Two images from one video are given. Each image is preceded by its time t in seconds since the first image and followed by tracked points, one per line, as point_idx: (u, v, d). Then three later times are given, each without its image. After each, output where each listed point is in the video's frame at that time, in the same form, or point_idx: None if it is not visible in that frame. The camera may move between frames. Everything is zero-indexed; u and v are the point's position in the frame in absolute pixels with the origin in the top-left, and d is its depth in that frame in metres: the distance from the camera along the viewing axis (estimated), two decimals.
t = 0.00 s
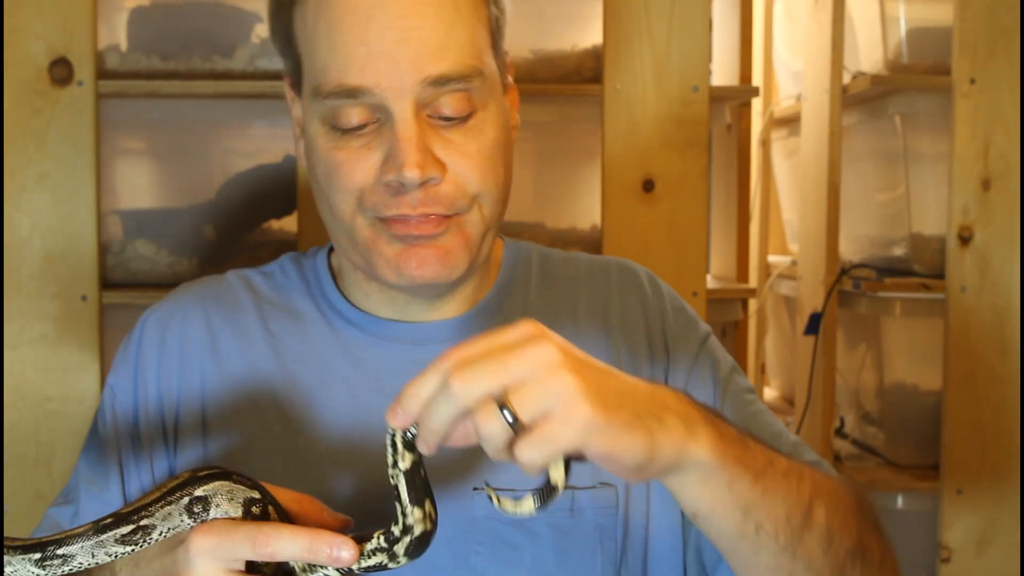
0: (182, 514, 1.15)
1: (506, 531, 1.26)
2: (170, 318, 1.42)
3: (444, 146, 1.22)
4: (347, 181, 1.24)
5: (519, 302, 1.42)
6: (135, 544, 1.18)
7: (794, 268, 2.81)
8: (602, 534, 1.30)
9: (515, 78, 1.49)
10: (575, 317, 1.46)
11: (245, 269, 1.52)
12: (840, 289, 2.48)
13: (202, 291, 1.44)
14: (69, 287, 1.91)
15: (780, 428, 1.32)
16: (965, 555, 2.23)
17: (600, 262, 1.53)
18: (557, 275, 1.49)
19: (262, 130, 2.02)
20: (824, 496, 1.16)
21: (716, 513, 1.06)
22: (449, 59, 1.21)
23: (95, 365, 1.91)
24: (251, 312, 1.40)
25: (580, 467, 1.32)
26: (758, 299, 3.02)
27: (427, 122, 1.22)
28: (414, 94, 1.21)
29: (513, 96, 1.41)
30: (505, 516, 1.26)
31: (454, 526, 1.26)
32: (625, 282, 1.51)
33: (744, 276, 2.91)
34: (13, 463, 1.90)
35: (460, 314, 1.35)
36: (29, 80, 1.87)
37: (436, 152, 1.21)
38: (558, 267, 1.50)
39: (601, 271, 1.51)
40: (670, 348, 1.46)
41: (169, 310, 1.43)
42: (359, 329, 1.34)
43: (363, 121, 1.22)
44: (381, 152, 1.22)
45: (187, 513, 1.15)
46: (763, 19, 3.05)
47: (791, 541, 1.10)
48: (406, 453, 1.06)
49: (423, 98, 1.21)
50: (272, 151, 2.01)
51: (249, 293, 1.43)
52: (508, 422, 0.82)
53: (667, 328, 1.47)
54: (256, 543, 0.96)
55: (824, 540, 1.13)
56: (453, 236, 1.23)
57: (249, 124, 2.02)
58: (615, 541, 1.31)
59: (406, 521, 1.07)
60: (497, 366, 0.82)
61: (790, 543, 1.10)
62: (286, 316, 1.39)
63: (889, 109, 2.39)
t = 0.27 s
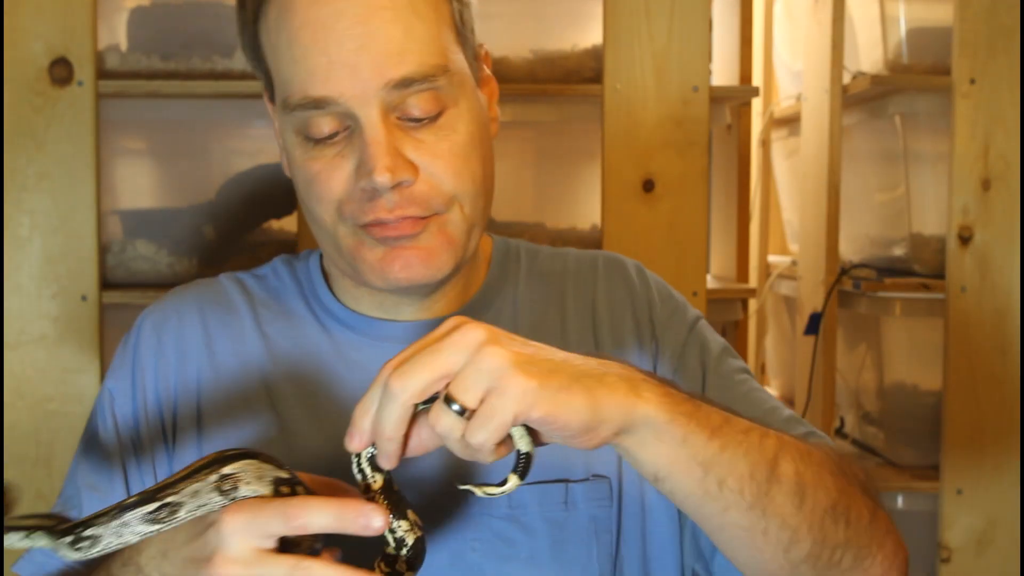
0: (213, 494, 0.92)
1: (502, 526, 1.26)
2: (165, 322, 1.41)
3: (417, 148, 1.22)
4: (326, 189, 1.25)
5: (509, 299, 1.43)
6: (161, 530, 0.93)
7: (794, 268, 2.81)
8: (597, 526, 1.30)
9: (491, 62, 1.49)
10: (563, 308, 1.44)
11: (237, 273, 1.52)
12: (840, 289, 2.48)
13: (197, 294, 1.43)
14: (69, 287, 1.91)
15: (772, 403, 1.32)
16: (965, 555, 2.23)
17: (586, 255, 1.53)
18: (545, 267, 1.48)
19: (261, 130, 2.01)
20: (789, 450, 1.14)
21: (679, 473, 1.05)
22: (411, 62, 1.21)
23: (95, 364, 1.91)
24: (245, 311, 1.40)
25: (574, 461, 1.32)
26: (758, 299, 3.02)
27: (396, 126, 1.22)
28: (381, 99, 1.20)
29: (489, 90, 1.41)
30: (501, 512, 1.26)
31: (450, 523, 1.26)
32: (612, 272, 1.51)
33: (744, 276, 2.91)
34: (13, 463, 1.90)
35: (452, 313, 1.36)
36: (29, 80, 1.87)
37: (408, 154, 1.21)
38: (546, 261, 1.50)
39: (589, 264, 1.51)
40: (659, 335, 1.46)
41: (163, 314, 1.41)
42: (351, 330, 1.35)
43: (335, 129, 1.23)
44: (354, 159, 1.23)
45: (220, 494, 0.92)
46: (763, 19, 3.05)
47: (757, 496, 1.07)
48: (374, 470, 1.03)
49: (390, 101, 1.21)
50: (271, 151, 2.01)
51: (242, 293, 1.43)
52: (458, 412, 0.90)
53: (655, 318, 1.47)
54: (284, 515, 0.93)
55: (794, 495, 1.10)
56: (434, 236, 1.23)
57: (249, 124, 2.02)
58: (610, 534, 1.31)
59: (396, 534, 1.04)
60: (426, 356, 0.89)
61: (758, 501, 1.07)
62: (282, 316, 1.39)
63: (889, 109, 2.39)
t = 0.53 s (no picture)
0: (244, 486, 1.07)
1: (495, 520, 1.26)
2: (163, 322, 1.40)
3: (399, 146, 1.22)
4: (312, 193, 1.25)
5: (501, 295, 1.43)
6: (194, 516, 1.11)
7: (794, 268, 2.81)
8: (590, 520, 1.30)
9: (477, 60, 1.48)
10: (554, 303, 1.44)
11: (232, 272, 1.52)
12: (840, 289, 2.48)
13: (193, 294, 1.43)
14: (69, 287, 1.91)
15: (760, 392, 1.31)
16: (965, 555, 2.23)
17: (576, 251, 1.53)
18: (535, 263, 1.49)
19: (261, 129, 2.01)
20: (767, 439, 1.13)
21: (655, 465, 1.05)
22: (389, 57, 1.21)
23: (95, 364, 1.91)
24: (239, 308, 1.40)
25: (566, 457, 1.32)
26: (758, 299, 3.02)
27: (378, 123, 1.22)
28: (361, 97, 1.21)
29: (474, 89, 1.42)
30: (494, 507, 1.27)
31: (443, 519, 1.26)
32: (601, 267, 1.51)
33: (743, 276, 2.91)
34: (13, 463, 1.90)
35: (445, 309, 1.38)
36: (29, 80, 1.87)
37: (389, 152, 1.21)
38: (536, 256, 1.50)
39: (578, 259, 1.51)
40: (648, 329, 1.46)
41: (161, 315, 1.40)
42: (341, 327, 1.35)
43: (316, 129, 1.24)
44: (336, 158, 1.23)
45: (251, 486, 1.06)
46: (763, 19, 3.05)
47: (734, 487, 1.07)
48: (355, 474, 1.04)
49: (371, 100, 1.22)
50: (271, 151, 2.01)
51: (238, 291, 1.42)
52: (441, 417, 0.90)
53: (645, 311, 1.47)
54: (326, 515, 0.93)
55: (773, 483, 1.10)
56: (422, 243, 1.23)
57: (249, 124, 2.02)
58: (604, 529, 1.31)
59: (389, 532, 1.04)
60: (404, 359, 0.89)
61: (735, 491, 1.07)
62: (276, 314, 1.39)
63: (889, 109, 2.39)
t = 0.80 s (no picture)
0: (243, 490, 1.06)
1: (494, 518, 1.26)
2: (161, 323, 1.40)
3: (390, 143, 1.21)
4: (306, 193, 1.25)
5: (497, 293, 1.43)
6: (188, 519, 1.10)
7: (794, 268, 2.81)
8: (590, 517, 1.29)
9: (472, 58, 1.48)
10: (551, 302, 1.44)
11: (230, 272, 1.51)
12: (840, 289, 2.48)
13: (192, 294, 1.42)
14: (68, 287, 1.91)
15: (758, 386, 1.31)
16: (965, 555, 2.23)
17: (572, 250, 1.53)
18: (531, 261, 1.49)
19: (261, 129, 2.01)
20: (765, 430, 1.13)
21: (652, 456, 1.05)
22: (378, 51, 1.21)
23: (95, 364, 1.91)
24: (238, 308, 1.39)
25: (565, 455, 1.33)
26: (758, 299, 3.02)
27: (369, 119, 1.22)
28: (350, 93, 1.21)
29: (468, 88, 1.41)
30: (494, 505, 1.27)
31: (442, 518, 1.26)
32: (598, 265, 1.51)
33: (743, 276, 2.91)
34: (13, 463, 1.90)
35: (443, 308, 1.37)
36: (28, 80, 1.87)
37: (381, 149, 1.21)
38: (532, 255, 1.50)
39: (574, 258, 1.51)
40: (645, 326, 1.45)
41: (160, 315, 1.40)
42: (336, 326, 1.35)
43: (308, 126, 1.23)
44: (328, 155, 1.23)
45: (250, 489, 1.06)
46: (763, 19, 3.05)
47: (732, 478, 1.07)
48: (355, 472, 1.05)
49: (361, 97, 1.22)
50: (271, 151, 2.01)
51: (236, 292, 1.42)
52: (447, 410, 0.90)
53: (642, 308, 1.47)
54: (328, 517, 0.92)
55: (772, 475, 1.10)
56: (416, 250, 1.22)
57: (249, 124, 2.02)
58: (604, 526, 1.30)
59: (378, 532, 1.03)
60: (409, 352, 0.89)
61: (733, 482, 1.07)
62: (275, 315, 1.39)
63: (889, 109, 2.39)
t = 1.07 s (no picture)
0: (237, 466, 1.04)
1: (500, 518, 1.26)
2: (163, 322, 1.39)
3: (396, 142, 1.21)
4: (311, 191, 1.25)
5: (500, 294, 1.42)
6: (181, 485, 1.07)
7: (794, 268, 2.81)
8: (595, 517, 1.29)
9: (474, 57, 1.47)
10: (555, 303, 1.44)
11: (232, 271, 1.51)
12: (840, 289, 2.48)
13: (193, 293, 1.42)
14: (68, 287, 1.91)
15: (767, 386, 1.32)
16: (965, 554, 2.23)
17: (574, 250, 1.53)
18: (534, 261, 1.49)
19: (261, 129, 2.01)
20: (792, 430, 1.14)
21: (684, 455, 1.05)
22: (382, 48, 1.21)
23: (94, 364, 1.91)
24: (240, 308, 1.39)
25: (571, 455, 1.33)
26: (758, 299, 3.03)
27: (375, 117, 1.22)
28: (355, 91, 1.21)
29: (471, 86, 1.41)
30: (500, 505, 1.27)
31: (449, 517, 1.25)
32: (601, 266, 1.51)
33: (743, 276, 2.91)
34: (13, 463, 1.90)
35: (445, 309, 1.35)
36: (28, 80, 1.87)
37: (387, 148, 1.20)
38: (535, 255, 1.51)
39: (577, 258, 1.51)
40: (650, 327, 1.45)
41: (161, 314, 1.40)
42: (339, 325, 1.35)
43: (313, 125, 1.23)
44: (333, 154, 1.22)
45: (243, 465, 1.04)
46: (763, 19, 3.05)
47: (762, 477, 1.08)
48: (357, 463, 1.03)
49: (366, 95, 1.21)
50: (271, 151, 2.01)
51: (238, 292, 1.42)
52: (492, 402, 0.88)
53: (646, 308, 1.47)
54: (311, 495, 0.86)
55: (800, 473, 1.10)
56: (421, 249, 1.21)
57: (248, 124, 2.02)
58: (609, 526, 1.30)
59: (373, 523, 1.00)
60: (458, 343, 0.86)
61: (762, 481, 1.08)
62: (277, 315, 1.38)
63: (889, 109, 2.39)
